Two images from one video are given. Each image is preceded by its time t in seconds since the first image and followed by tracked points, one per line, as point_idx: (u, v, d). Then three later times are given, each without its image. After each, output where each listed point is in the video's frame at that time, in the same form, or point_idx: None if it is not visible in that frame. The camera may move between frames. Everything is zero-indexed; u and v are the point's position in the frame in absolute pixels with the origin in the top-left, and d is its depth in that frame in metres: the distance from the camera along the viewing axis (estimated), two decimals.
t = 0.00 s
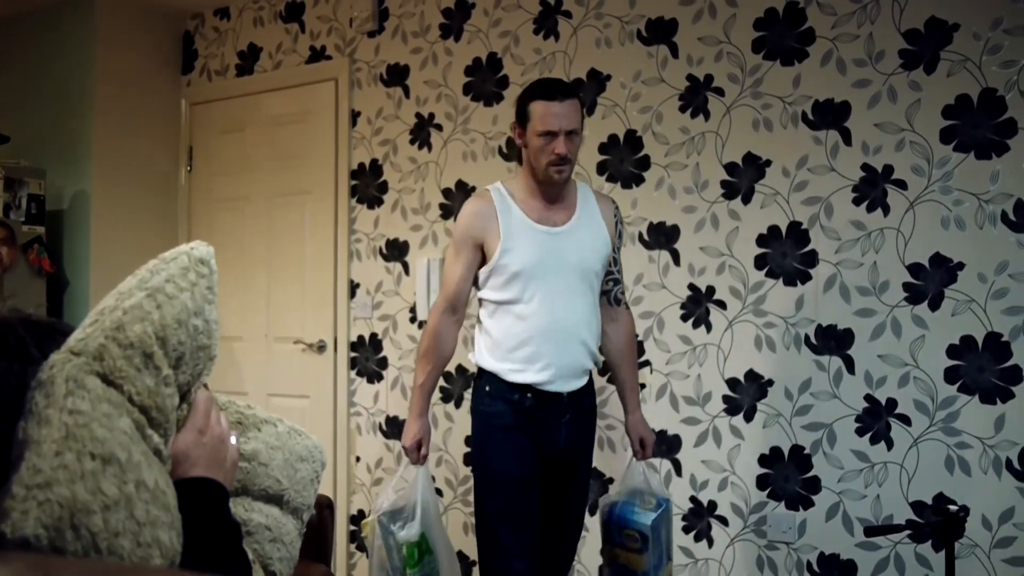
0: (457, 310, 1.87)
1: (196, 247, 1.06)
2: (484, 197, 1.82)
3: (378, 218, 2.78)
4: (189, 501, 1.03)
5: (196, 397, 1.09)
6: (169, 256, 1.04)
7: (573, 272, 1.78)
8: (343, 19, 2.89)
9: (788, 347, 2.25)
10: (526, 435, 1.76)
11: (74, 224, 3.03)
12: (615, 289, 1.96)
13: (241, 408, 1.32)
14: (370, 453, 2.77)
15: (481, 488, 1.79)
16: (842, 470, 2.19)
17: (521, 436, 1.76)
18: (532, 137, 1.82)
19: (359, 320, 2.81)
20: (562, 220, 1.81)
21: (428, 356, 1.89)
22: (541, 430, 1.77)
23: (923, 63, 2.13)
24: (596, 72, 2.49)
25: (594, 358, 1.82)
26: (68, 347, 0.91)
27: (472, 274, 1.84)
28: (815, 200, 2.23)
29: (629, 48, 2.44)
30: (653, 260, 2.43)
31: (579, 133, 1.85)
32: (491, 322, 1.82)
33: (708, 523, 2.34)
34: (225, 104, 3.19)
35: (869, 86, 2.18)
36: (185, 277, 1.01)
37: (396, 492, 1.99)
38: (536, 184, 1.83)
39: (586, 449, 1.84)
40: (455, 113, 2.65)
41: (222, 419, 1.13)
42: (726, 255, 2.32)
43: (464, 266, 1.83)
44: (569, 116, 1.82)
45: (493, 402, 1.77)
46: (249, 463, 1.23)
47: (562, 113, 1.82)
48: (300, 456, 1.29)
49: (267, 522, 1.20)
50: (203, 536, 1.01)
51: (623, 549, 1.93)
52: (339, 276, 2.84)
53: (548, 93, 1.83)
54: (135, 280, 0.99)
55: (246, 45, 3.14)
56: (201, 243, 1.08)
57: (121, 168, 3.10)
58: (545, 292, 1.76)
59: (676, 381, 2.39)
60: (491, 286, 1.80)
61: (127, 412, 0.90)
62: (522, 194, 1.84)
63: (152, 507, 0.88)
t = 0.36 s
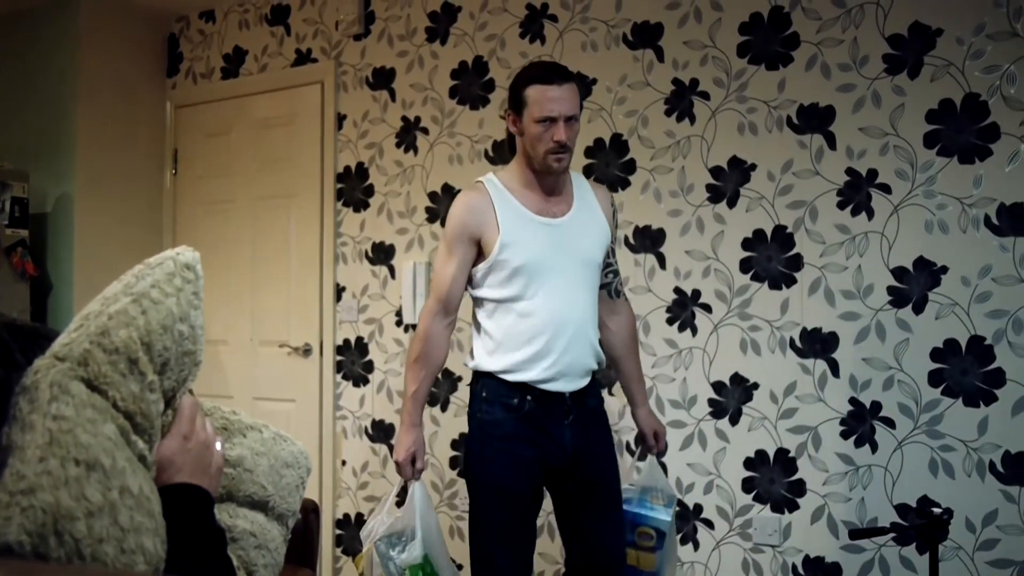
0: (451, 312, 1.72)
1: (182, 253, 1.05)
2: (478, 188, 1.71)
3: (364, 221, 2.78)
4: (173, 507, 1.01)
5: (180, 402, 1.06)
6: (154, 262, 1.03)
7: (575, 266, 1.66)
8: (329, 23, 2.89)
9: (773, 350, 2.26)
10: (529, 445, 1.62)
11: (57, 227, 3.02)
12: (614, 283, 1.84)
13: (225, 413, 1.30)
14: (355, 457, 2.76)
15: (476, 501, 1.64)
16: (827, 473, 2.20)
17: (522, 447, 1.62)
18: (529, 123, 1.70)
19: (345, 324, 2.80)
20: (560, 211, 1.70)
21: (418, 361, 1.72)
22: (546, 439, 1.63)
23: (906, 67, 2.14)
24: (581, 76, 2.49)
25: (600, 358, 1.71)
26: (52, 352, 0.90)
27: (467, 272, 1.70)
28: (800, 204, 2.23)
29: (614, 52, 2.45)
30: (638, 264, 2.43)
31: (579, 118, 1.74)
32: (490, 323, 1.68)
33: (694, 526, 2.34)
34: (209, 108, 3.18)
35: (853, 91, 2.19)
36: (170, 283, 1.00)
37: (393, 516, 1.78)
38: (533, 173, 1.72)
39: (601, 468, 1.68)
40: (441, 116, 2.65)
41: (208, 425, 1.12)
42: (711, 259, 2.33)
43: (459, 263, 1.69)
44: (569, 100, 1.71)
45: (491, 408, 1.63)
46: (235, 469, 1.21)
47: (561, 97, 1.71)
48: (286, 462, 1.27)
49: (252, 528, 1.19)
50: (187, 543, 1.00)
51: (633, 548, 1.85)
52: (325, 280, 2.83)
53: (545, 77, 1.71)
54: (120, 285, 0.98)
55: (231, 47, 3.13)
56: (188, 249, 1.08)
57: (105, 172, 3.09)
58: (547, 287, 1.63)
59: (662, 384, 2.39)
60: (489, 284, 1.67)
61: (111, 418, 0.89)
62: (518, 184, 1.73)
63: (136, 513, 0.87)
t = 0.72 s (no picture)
0: (457, 319, 1.71)
1: (163, 260, 0.97)
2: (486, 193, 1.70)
3: (347, 229, 2.78)
4: (154, 522, 0.92)
5: (162, 412, 0.98)
6: (134, 270, 0.95)
7: (580, 275, 1.61)
8: (311, 31, 2.89)
9: (755, 357, 2.27)
10: (526, 462, 1.59)
11: (38, 235, 3.01)
12: (631, 296, 1.76)
13: (206, 422, 1.24)
14: (338, 465, 2.75)
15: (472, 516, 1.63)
16: (809, 480, 2.21)
17: (518, 462, 1.59)
18: (536, 125, 1.69)
19: (328, 332, 2.80)
20: (571, 215, 1.67)
21: (423, 367, 1.72)
22: (544, 456, 1.59)
23: (886, 77, 2.15)
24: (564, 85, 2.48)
25: (607, 373, 1.64)
26: (29, 363, 0.84)
27: (473, 278, 1.69)
28: (781, 212, 2.25)
29: (597, 61, 2.45)
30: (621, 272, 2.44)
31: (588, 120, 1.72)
32: (491, 330, 1.65)
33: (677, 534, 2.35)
34: (191, 116, 3.17)
35: (834, 99, 2.20)
36: (152, 292, 0.92)
37: (388, 527, 1.77)
38: (543, 176, 1.70)
39: (603, 488, 1.62)
40: (424, 124, 2.65)
41: (188, 435, 1.03)
42: (693, 267, 2.34)
43: (464, 268, 1.68)
44: (575, 100, 1.69)
45: (488, 422, 1.60)
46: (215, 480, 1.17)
47: (568, 96, 1.69)
48: (267, 473, 1.24)
49: (233, 540, 1.16)
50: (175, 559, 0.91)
51: None
52: (308, 289, 2.83)
53: (551, 77, 1.70)
54: (100, 295, 0.91)
55: (214, 55, 3.12)
56: (168, 257, 0.99)
57: (86, 180, 3.08)
58: (549, 296, 1.60)
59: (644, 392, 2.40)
60: (491, 289, 1.65)
61: (92, 431, 0.82)
62: (528, 188, 1.70)
63: (118, 525, 0.80)
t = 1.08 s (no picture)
0: (489, 320, 1.76)
1: (139, 273, 1.07)
2: (527, 191, 1.73)
3: (326, 239, 2.77)
4: (130, 531, 0.99)
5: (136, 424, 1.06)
6: (111, 282, 1.04)
7: (607, 282, 1.61)
8: (290, 40, 2.89)
9: (734, 366, 2.29)
10: (545, 475, 1.61)
11: (14, 244, 2.98)
12: (677, 311, 1.74)
13: (183, 435, 1.25)
14: (318, 475, 2.74)
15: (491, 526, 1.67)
16: (787, 489, 2.22)
17: (540, 475, 1.61)
18: (576, 119, 1.70)
19: (307, 341, 2.79)
20: (609, 215, 1.68)
21: (455, 366, 1.78)
22: (564, 470, 1.60)
23: (863, 88, 2.17)
24: (544, 94, 2.44)
25: (635, 386, 1.62)
26: (7, 375, 0.93)
27: (506, 280, 1.74)
28: (759, 221, 2.26)
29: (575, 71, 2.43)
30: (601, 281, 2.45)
31: (632, 116, 1.71)
32: (520, 332, 1.69)
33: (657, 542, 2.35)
34: (169, 125, 3.16)
35: (811, 110, 2.22)
36: (127, 304, 1.02)
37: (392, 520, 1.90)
38: (584, 176, 1.71)
39: (630, 506, 1.63)
40: (404, 134, 2.65)
41: (165, 447, 1.11)
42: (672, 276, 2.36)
43: (498, 269, 1.73)
44: (617, 93, 1.69)
45: (513, 433, 1.64)
46: (191, 493, 1.17)
47: (610, 90, 1.69)
48: (243, 485, 1.23)
49: (209, 552, 1.15)
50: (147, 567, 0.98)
51: None
52: (287, 298, 2.82)
53: (593, 71, 1.71)
54: (76, 306, 1.00)
55: (193, 63, 3.11)
56: (146, 269, 1.09)
57: (62, 188, 3.06)
58: (575, 301, 1.61)
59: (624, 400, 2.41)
60: (521, 291, 1.68)
61: (65, 443, 0.92)
62: (569, 187, 1.73)
63: (90, 538, 0.89)
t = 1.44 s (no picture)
0: (497, 321, 1.72)
1: (113, 279, 1.08)
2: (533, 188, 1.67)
3: (305, 244, 2.76)
4: (104, 538, 0.99)
5: (112, 430, 1.07)
6: (86, 288, 1.06)
7: (610, 286, 1.53)
8: (270, 45, 2.88)
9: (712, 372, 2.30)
10: (536, 477, 1.58)
11: None
12: (693, 316, 1.62)
13: (159, 440, 1.23)
14: (296, 482, 2.73)
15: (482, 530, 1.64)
16: (766, 494, 2.23)
17: (531, 476, 1.58)
18: (582, 116, 1.61)
19: (286, 347, 2.78)
20: (617, 217, 1.60)
21: (463, 365, 1.75)
22: (556, 473, 1.57)
23: (839, 96, 2.19)
24: (523, 101, 2.45)
25: (636, 394, 1.55)
26: None
27: (513, 282, 1.68)
28: (738, 228, 2.27)
29: (554, 78, 2.42)
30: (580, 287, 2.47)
31: (642, 112, 1.62)
32: (522, 333, 1.63)
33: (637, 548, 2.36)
34: (147, 129, 3.15)
35: (789, 117, 2.23)
36: (101, 310, 1.03)
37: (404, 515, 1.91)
38: (592, 175, 1.64)
39: (622, 516, 1.58)
40: (383, 139, 2.65)
41: (141, 453, 1.11)
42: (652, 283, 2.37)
43: (505, 270, 1.68)
44: (625, 89, 1.59)
45: (507, 432, 1.62)
46: (168, 499, 1.16)
47: (618, 86, 1.60)
48: (221, 491, 1.22)
49: (186, 559, 1.14)
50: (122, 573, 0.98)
51: None
52: (266, 304, 2.81)
53: (601, 65, 1.62)
54: (50, 313, 1.02)
55: (171, 68, 3.10)
56: (120, 274, 1.10)
57: (38, 193, 3.04)
58: (575, 305, 1.54)
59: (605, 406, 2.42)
60: (523, 290, 1.62)
61: (39, 450, 0.93)
62: (576, 188, 1.65)
63: (64, 546, 0.91)
